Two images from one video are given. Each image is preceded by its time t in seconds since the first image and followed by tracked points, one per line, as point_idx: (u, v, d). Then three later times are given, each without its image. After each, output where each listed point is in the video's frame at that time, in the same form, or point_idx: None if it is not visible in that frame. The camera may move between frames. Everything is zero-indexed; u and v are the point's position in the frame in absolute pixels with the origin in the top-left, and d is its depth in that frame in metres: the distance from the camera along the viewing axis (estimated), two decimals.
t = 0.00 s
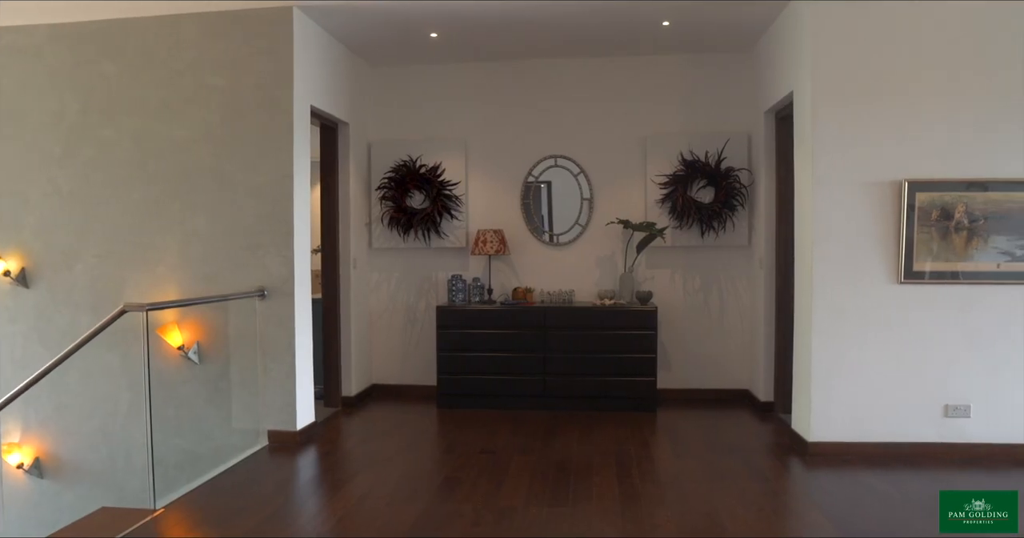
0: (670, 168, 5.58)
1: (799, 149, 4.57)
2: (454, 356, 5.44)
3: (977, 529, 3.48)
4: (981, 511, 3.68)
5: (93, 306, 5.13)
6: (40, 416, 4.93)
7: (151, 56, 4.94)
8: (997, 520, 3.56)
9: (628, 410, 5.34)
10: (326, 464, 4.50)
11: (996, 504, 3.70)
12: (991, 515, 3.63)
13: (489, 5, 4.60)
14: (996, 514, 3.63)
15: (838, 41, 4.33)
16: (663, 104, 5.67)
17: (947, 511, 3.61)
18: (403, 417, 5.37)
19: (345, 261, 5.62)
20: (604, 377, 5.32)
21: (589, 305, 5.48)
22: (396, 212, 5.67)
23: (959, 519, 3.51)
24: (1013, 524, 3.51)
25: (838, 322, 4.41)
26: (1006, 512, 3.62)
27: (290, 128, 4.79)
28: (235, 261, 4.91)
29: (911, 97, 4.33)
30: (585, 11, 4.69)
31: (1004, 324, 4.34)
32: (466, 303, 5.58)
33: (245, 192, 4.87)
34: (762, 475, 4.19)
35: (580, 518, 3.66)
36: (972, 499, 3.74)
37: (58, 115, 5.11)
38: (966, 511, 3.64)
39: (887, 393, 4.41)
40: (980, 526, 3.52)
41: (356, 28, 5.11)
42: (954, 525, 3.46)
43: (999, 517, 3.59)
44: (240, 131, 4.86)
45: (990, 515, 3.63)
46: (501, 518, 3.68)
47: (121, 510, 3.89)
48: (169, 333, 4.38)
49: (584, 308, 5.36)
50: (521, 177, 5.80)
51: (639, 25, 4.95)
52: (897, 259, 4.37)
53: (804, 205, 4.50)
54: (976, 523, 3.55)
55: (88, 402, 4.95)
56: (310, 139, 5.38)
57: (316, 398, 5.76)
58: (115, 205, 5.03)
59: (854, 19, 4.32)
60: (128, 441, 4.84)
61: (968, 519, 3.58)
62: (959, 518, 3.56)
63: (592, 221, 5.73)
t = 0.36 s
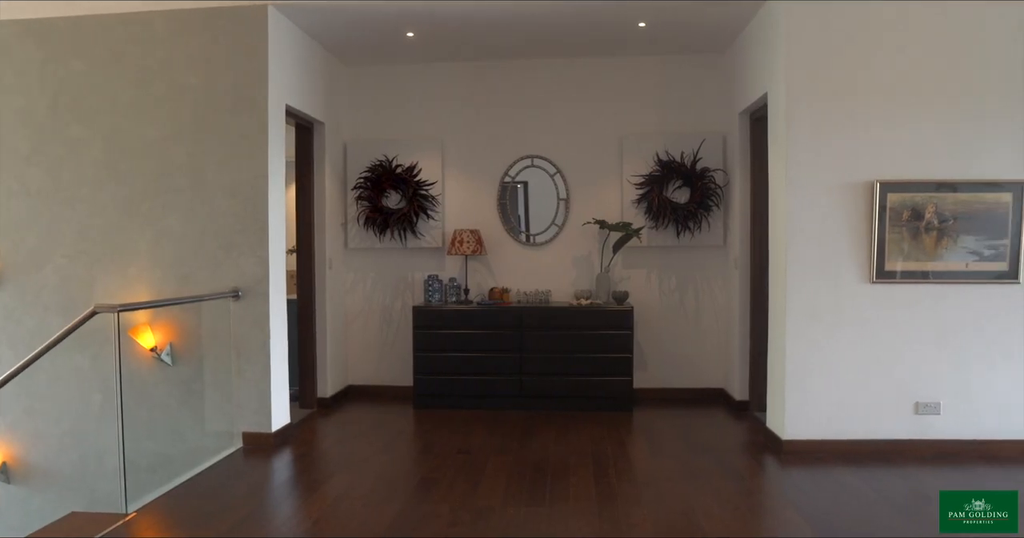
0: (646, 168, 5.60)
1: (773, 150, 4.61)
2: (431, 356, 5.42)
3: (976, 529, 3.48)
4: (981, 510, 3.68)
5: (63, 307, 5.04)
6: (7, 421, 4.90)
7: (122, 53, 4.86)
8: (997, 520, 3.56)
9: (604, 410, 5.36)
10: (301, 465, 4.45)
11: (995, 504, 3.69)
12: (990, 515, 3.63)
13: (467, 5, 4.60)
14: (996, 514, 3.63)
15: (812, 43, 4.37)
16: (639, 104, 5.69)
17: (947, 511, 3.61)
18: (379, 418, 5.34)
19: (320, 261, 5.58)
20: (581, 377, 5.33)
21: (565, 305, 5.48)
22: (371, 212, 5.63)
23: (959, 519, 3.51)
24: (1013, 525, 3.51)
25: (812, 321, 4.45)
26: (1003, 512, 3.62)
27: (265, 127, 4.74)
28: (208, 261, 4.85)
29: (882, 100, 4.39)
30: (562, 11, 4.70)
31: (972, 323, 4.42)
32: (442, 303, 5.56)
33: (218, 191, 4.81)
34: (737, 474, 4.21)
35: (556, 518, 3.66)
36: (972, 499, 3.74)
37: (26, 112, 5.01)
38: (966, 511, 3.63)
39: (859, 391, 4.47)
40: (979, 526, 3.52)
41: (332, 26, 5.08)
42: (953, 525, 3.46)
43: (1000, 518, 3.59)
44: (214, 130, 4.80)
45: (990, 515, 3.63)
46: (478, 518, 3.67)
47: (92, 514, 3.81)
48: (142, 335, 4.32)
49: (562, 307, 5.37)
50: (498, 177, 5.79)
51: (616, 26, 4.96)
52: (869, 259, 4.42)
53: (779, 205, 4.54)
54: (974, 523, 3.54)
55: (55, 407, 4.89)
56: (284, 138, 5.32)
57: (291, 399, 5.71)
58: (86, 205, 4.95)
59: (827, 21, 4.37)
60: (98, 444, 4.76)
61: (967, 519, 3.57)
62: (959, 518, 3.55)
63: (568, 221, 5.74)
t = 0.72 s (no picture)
0: (613, 168, 5.63)
1: (738, 151, 4.66)
2: (399, 357, 5.38)
3: (976, 530, 3.48)
4: (981, 510, 3.67)
5: (20, 310, 4.91)
6: None
7: (81, 49, 4.75)
8: (997, 521, 3.56)
9: (572, 410, 5.38)
10: (267, 468, 4.40)
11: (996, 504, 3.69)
12: (991, 515, 3.63)
13: (435, 4, 4.59)
14: (996, 514, 3.63)
15: (775, 45, 4.43)
16: (606, 105, 5.72)
17: (947, 511, 3.61)
18: (346, 420, 5.30)
19: (286, 261, 5.51)
20: (549, 377, 5.35)
21: (533, 305, 5.49)
22: (338, 212, 5.59)
23: (959, 520, 3.52)
24: (1014, 525, 3.51)
25: (776, 320, 4.51)
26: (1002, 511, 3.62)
27: (229, 125, 4.68)
28: (171, 261, 4.76)
29: (843, 102, 4.47)
30: (530, 12, 4.71)
31: (931, 322, 4.52)
32: (410, 303, 5.54)
33: (181, 190, 4.73)
34: (704, 472, 4.26)
35: (525, 518, 3.66)
36: (972, 499, 3.73)
37: None
38: (966, 511, 3.63)
39: (822, 389, 4.54)
40: (978, 526, 3.52)
41: (298, 25, 5.03)
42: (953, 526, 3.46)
43: (1000, 518, 3.59)
44: (176, 128, 4.72)
45: (990, 515, 3.62)
46: (446, 518, 3.66)
47: (50, 522, 3.72)
48: (103, 337, 4.30)
49: (530, 308, 5.37)
50: (466, 177, 5.78)
51: (584, 27, 4.98)
52: (832, 259, 4.50)
53: (744, 205, 4.59)
54: (974, 524, 3.54)
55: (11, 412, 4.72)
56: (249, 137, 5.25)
57: (257, 401, 5.63)
58: (44, 204, 4.83)
59: (790, 24, 4.43)
60: (57, 449, 4.64)
61: (968, 519, 3.57)
62: (960, 519, 3.55)
63: (536, 221, 5.75)
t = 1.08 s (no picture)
0: (581, 169, 5.65)
1: (704, 152, 4.69)
2: (366, 359, 5.35)
3: (976, 531, 3.48)
4: (981, 510, 3.67)
5: None
6: None
7: (38, 45, 4.64)
8: (997, 521, 3.56)
9: (541, 410, 5.39)
10: (232, 471, 4.33)
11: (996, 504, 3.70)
12: (992, 515, 3.63)
13: (403, 4, 4.57)
14: (996, 514, 3.63)
15: (740, 48, 4.48)
16: (574, 106, 5.75)
17: (947, 512, 3.62)
18: (313, 422, 5.24)
19: (251, 261, 5.44)
20: (517, 377, 5.36)
21: (501, 305, 5.49)
22: (304, 212, 5.54)
23: (959, 520, 3.53)
24: (1014, 525, 3.51)
25: (741, 319, 4.55)
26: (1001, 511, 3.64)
27: (192, 124, 4.61)
28: (132, 262, 4.67)
29: (806, 105, 4.53)
30: (498, 12, 4.71)
31: (891, 320, 4.61)
32: (377, 304, 5.50)
33: (142, 190, 4.65)
34: (671, 471, 4.29)
35: (494, 518, 3.67)
36: (972, 499, 3.73)
37: None
38: (966, 511, 3.64)
39: (786, 387, 4.60)
40: (978, 526, 3.52)
41: (264, 23, 4.97)
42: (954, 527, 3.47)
43: (1000, 518, 3.59)
44: (138, 126, 4.63)
45: (990, 515, 3.63)
46: (415, 519, 3.64)
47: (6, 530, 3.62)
48: (60, 340, 4.30)
49: (499, 308, 5.37)
50: (433, 177, 5.76)
51: (552, 28, 5.00)
52: (795, 259, 4.56)
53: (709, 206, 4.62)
54: (973, 524, 3.55)
55: None
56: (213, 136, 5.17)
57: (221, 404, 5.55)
58: None
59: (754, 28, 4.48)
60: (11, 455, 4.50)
61: (968, 519, 3.57)
62: (960, 520, 3.56)
63: (504, 221, 5.75)
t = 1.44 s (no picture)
0: (548, 169, 5.67)
1: (671, 152, 4.72)
2: (333, 360, 5.30)
3: (977, 531, 3.51)
4: (981, 510, 3.69)
5: None
6: None
7: None
8: (999, 517, 3.57)
9: (509, 410, 5.39)
10: (196, 475, 4.26)
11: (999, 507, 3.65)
12: (994, 513, 3.62)
13: (371, 4, 4.56)
14: (996, 514, 3.64)
15: (706, 50, 4.51)
16: (541, 107, 5.76)
17: (946, 512, 3.64)
18: (279, 424, 5.18)
19: (215, 262, 5.36)
20: (485, 377, 5.36)
21: (469, 305, 5.49)
22: (269, 212, 5.48)
23: (959, 520, 3.55)
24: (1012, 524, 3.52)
25: (707, 318, 4.60)
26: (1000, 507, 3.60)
27: (155, 123, 4.53)
28: (92, 263, 4.58)
29: (770, 106, 4.58)
30: (467, 12, 4.71)
31: (852, 319, 4.69)
32: (344, 304, 5.46)
33: (102, 189, 4.56)
34: (638, 469, 4.32)
35: (463, 518, 3.67)
36: (972, 499, 3.75)
37: None
38: (966, 511, 3.66)
39: (751, 385, 4.66)
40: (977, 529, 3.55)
41: (229, 20, 4.91)
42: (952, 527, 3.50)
43: (1000, 518, 3.60)
44: (97, 124, 4.53)
45: (990, 515, 3.64)
46: (384, 521, 3.62)
47: None
48: (15, 342, 4.30)
49: (466, 308, 5.36)
50: (401, 177, 5.73)
51: (519, 28, 5.00)
52: (760, 258, 4.61)
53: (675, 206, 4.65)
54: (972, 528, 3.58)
55: None
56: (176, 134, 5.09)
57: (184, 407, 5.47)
58: None
59: (720, 30, 4.52)
60: None
61: (966, 520, 3.60)
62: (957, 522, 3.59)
63: (471, 221, 5.75)
